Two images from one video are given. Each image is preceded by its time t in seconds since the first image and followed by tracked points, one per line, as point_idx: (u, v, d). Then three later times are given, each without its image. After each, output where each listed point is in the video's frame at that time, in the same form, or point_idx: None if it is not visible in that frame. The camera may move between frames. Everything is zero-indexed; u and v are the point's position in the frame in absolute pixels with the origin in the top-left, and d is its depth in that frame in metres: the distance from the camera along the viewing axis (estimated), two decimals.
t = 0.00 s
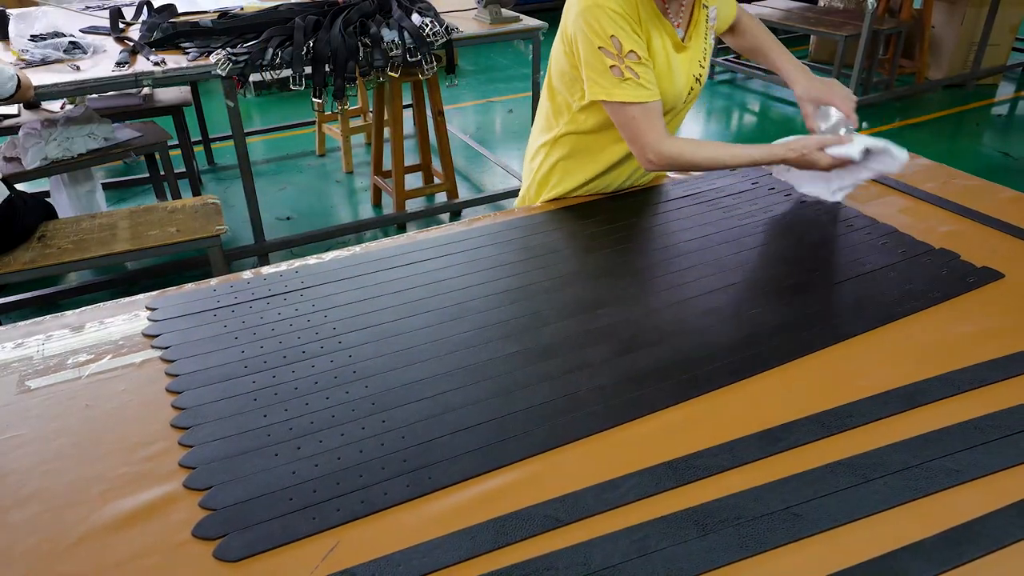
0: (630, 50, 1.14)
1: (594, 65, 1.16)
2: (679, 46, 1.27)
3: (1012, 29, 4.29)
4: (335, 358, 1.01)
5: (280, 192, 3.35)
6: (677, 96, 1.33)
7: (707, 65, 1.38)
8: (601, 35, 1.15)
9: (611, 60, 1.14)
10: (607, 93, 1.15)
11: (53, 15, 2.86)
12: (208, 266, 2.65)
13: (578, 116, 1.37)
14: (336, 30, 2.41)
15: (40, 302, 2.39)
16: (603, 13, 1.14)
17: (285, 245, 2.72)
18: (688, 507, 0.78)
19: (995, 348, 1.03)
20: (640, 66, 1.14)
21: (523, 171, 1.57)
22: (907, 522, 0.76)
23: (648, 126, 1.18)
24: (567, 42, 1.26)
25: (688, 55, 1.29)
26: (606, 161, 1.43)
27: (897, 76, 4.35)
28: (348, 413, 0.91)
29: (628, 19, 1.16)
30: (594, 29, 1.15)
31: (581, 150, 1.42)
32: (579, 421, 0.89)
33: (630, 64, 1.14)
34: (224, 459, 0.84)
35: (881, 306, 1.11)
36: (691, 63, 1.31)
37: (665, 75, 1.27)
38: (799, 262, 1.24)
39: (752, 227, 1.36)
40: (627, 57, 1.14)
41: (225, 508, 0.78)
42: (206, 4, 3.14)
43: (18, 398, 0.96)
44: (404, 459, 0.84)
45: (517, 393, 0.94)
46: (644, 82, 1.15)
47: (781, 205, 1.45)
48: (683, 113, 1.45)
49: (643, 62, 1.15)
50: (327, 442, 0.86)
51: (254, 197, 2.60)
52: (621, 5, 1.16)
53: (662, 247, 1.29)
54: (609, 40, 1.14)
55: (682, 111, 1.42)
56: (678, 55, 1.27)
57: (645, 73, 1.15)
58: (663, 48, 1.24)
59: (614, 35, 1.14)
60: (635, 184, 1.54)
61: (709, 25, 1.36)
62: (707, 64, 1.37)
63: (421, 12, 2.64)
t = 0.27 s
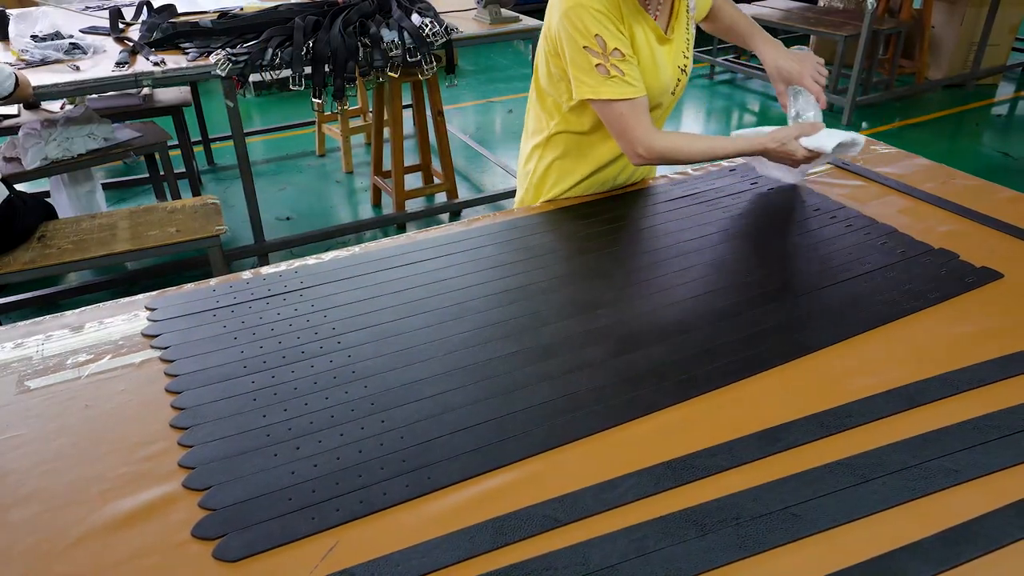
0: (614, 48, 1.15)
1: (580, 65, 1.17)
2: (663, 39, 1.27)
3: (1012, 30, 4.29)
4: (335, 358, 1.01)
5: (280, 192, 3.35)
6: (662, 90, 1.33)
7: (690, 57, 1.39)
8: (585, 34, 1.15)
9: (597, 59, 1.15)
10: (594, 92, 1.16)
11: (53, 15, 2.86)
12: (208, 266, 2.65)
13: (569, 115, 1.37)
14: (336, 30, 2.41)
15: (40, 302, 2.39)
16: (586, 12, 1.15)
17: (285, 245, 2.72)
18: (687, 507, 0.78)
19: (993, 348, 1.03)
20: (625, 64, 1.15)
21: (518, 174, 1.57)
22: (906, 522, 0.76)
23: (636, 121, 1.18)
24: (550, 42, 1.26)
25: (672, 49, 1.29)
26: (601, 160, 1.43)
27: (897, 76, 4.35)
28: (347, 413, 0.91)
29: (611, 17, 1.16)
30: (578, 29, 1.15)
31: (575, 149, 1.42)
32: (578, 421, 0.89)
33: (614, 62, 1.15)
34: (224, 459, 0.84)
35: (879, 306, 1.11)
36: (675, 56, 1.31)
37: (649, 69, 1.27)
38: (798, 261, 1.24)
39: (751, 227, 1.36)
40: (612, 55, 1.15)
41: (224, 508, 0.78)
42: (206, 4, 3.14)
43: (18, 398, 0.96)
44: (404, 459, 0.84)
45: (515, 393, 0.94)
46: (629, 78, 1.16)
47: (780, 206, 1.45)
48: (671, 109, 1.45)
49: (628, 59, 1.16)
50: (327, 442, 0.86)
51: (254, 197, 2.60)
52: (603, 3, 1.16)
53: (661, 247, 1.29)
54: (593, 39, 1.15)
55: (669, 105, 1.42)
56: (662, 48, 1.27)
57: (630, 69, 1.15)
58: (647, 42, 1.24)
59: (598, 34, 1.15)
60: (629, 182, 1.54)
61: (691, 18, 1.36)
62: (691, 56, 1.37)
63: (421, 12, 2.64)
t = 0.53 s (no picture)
0: (616, 41, 1.14)
1: (582, 60, 1.16)
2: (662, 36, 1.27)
3: (1012, 30, 4.28)
4: (334, 359, 1.01)
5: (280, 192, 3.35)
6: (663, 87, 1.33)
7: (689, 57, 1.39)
8: (587, 28, 1.15)
9: (599, 53, 1.14)
10: (598, 85, 1.15)
11: (53, 15, 2.86)
12: (208, 266, 2.65)
13: (568, 115, 1.37)
14: (336, 30, 2.41)
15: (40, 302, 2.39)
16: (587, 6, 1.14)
17: (285, 245, 2.72)
18: (686, 507, 0.78)
19: (993, 348, 1.03)
20: (628, 57, 1.15)
21: (517, 175, 1.57)
22: (905, 522, 0.76)
23: (640, 115, 1.18)
24: (548, 39, 1.26)
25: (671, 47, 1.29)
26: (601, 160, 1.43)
27: (897, 76, 4.35)
28: (347, 413, 0.91)
29: (612, 11, 1.16)
30: (579, 24, 1.15)
31: (575, 150, 1.42)
32: (578, 421, 0.89)
33: (617, 55, 1.14)
34: (224, 460, 0.84)
35: (879, 307, 1.11)
36: (674, 53, 1.31)
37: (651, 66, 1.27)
38: (797, 262, 1.24)
39: (750, 227, 1.36)
40: (614, 48, 1.15)
41: (224, 508, 0.78)
42: (206, 4, 3.14)
43: (18, 398, 0.96)
44: (403, 460, 0.84)
45: (515, 393, 0.94)
46: (632, 72, 1.15)
47: (780, 206, 1.45)
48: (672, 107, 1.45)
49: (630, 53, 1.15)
50: (327, 442, 0.86)
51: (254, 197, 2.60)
52: None
53: (660, 248, 1.29)
54: (595, 33, 1.15)
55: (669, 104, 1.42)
56: (662, 46, 1.27)
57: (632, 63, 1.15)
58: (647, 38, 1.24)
59: (600, 27, 1.15)
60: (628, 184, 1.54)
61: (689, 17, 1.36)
62: (689, 56, 1.38)
63: (421, 12, 2.64)
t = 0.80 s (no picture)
0: (619, 39, 1.15)
1: (583, 52, 1.16)
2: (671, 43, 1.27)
3: (1012, 30, 4.28)
4: (334, 359, 1.01)
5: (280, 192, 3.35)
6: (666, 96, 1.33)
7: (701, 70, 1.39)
8: (591, 22, 1.15)
9: (600, 47, 1.15)
10: (595, 80, 1.15)
11: (53, 15, 2.86)
12: (208, 266, 2.65)
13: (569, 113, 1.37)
14: (336, 30, 2.41)
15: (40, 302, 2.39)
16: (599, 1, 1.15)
17: (285, 245, 2.72)
18: (685, 507, 0.78)
19: (992, 348, 1.03)
20: (627, 57, 1.15)
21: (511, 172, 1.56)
22: (904, 522, 0.76)
23: (631, 119, 1.18)
24: (556, 34, 1.26)
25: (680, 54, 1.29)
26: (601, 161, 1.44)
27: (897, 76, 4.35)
28: (346, 414, 0.91)
29: (622, 10, 1.17)
30: (586, 17, 1.15)
31: (575, 150, 1.43)
32: (577, 421, 0.89)
33: (618, 53, 1.14)
34: (223, 460, 0.84)
35: (878, 307, 1.11)
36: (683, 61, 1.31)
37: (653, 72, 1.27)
38: (797, 261, 1.24)
39: (750, 228, 1.37)
40: (616, 46, 1.15)
41: (224, 508, 0.79)
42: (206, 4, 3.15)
43: (18, 398, 0.96)
44: (402, 460, 0.84)
45: (514, 393, 0.94)
46: (631, 72, 1.15)
47: (779, 206, 1.45)
48: (679, 116, 1.45)
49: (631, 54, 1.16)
50: (327, 442, 0.87)
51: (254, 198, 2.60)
52: None
53: (660, 248, 1.29)
54: (599, 27, 1.15)
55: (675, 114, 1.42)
56: (670, 54, 1.27)
57: (632, 64, 1.15)
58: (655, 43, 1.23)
59: (604, 23, 1.15)
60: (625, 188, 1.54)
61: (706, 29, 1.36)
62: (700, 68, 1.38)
63: (421, 12, 2.64)
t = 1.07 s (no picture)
0: (643, 46, 1.09)
1: (604, 57, 1.11)
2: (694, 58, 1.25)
3: (1012, 30, 4.28)
4: (333, 359, 1.01)
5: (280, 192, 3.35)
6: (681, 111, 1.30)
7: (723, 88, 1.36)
8: (615, 27, 1.10)
9: (622, 53, 1.09)
10: (612, 86, 1.10)
11: (53, 15, 2.87)
12: (207, 266, 2.65)
13: (583, 118, 1.37)
14: (335, 30, 2.41)
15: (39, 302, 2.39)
16: (628, 7, 1.10)
17: (284, 245, 2.72)
18: (685, 507, 0.78)
19: (992, 348, 1.03)
20: (650, 64, 1.09)
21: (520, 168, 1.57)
22: (903, 522, 0.76)
23: (648, 128, 1.11)
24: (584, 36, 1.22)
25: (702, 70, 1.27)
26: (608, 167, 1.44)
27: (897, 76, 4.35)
28: (345, 414, 0.91)
29: (648, 19, 1.12)
30: (611, 22, 1.11)
31: (581, 154, 1.43)
32: (577, 421, 0.89)
33: (639, 59, 1.09)
34: (222, 460, 0.84)
35: (878, 308, 1.11)
36: (707, 76, 1.29)
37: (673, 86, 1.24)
38: (797, 261, 1.24)
39: (750, 227, 1.37)
40: (638, 53, 1.09)
41: (223, 509, 0.79)
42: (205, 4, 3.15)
43: (16, 399, 0.96)
44: (401, 460, 0.84)
45: (514, 393, 0.94)
46: (653, 79, 1.09)
47: (778, 206, 1.45)
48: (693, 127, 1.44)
49: (655, 61, 1.10)
50: (325, 442, 0.86)
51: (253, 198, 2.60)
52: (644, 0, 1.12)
53: (660, 248, 1.29)
54: (623, 32, 1.10)
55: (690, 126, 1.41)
56: (691, 71, 1.25)
57: (655, 72, 1.09)
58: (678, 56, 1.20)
59: (629, 29, 1.10)
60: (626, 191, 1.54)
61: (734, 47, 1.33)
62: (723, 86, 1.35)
63: (420, 12, 2.64)
